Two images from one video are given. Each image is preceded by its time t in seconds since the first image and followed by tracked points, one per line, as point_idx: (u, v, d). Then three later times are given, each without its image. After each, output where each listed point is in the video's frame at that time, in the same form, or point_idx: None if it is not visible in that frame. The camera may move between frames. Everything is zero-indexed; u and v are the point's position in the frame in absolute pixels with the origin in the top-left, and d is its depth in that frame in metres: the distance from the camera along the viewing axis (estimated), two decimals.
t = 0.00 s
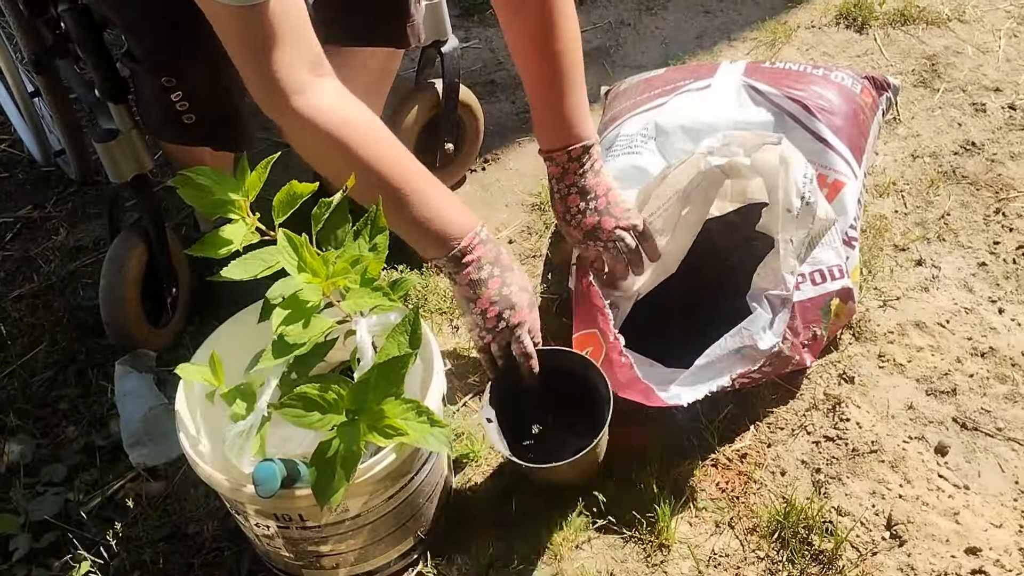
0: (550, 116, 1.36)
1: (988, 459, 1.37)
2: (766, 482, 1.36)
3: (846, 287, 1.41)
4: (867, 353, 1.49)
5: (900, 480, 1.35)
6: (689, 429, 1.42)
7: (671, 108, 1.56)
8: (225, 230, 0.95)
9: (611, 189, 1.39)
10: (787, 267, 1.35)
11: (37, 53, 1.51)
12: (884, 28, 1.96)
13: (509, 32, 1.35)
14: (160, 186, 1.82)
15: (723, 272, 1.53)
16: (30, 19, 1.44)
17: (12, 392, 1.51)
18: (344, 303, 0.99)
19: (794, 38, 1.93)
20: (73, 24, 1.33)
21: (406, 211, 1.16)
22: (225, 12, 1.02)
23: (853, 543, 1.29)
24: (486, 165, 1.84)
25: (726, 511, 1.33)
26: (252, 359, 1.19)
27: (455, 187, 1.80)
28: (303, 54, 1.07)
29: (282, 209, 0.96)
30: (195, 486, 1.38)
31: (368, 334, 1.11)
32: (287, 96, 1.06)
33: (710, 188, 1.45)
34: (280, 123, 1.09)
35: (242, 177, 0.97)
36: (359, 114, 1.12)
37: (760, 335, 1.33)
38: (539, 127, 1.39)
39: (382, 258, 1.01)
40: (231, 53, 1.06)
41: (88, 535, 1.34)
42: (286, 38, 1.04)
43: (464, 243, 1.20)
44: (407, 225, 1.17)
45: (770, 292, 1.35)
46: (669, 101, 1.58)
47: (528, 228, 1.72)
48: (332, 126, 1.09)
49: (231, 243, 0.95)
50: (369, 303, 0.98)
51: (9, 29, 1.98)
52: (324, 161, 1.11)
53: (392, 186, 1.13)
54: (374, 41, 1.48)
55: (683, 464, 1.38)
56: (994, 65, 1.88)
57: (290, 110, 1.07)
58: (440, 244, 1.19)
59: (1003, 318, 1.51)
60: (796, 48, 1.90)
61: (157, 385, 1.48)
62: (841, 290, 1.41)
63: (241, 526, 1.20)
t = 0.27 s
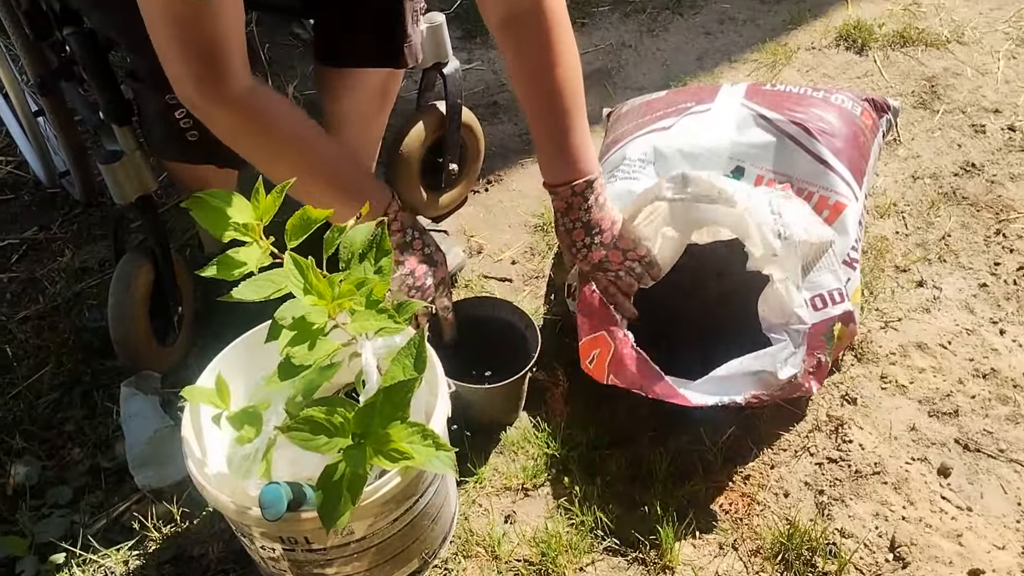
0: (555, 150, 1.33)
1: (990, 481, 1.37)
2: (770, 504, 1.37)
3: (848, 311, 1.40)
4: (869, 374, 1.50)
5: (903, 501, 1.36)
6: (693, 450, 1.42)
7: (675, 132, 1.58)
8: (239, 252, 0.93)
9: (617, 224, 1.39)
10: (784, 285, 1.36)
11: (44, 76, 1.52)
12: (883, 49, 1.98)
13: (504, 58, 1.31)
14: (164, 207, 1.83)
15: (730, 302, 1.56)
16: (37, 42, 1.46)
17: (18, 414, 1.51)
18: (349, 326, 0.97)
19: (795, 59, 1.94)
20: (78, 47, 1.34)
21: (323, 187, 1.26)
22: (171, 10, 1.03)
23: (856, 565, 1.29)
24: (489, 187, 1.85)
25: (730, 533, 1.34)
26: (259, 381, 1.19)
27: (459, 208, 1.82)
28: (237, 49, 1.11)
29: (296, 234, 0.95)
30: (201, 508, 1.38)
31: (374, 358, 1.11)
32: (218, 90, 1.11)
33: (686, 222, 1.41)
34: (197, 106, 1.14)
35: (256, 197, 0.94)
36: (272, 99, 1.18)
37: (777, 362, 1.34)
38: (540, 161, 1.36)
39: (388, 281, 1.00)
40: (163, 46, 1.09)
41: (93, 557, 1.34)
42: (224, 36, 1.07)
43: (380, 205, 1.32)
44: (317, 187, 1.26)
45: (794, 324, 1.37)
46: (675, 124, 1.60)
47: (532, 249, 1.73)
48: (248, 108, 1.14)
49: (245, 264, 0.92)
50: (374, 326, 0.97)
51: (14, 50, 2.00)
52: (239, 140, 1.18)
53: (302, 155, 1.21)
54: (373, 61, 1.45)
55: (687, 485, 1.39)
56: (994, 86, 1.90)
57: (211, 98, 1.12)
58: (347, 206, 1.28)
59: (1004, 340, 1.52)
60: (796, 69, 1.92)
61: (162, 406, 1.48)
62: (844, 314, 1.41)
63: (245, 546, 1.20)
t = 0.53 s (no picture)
0: (551, 178, 1.40)
1: (991, 520, 1.37)
2: (771, 543, 1.37)
3: (840, 352, 1.44)
4: (869, 413, 1.50)
5: (904, 540, 1.35)
6: (693, 488, 1.42)
7: (675, 169, 1.59)
8: (235, 297, 0.92)
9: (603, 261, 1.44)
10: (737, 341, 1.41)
11: (50, 118, 1.54)
12: (880, 88, 2.00)
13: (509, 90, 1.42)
14: (167, 245, 1.85)
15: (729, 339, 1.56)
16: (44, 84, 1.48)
17: (19, 452, 1.52)
18: (350, 366, 0.98)
19: (792, 98, 1.97)
20: (84, 90, 1.36)
21: (307, 232, 1.26)
22: (161, 53, 1.05)
23: None
24: (489, 225, 1.87)
25: (732, 573, 1.33)
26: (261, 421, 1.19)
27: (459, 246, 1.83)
28: (228, 90, 1.13)
29: (293, 278, 0.94)
30: (201, 547, 1.38)
31: (375, 398, 1.11)
32: (204, 128, 1.13)
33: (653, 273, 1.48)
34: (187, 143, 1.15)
35: (252, 243, 0.94)
36: (262, 141, 1.19)
37: (790, 383, 1.34)
38: (540, 188, 1.42)
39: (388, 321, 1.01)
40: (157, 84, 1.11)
41: None
42: (214, 80, 1.09)
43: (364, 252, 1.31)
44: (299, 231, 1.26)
45: (803, 350, 1.38)
46: (674, 161, 1.60)
47: (532, 286, 1.74)
48: (237, 149, 1.16)
49: (242, 311, 0.92)
50: (375, 365, 0.97)
51: (20, 90, 2.02)
52: (228, 179, 1.19)
53: (289, 197, 1.22)
54: (375, 104, 1.46)
55: (688, 523, 1.38)
56: (990, 125, 1.92)
57: (202, 138, 1.13)
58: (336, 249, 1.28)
59: (1004, 378, 1.53)
60: (794, 108, 1.94)
61: (163, 444, 1.48)
62: (835, 353, 1.44)
63: None
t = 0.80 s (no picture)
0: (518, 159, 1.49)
1: (993, 552, 1.37)
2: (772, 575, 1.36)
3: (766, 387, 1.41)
4: (870, 444, 1.51)
5: (905, 573, 1.35)
6: (693, 520, 1.42)
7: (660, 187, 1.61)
8: (242, 324, 0.93)
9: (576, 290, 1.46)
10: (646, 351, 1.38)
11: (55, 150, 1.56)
12: (877, 121, 2.02)
13: (499, 71, 1.51)
14: (170, 275, 1.86)
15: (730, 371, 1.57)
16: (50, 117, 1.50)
17: (20, 483, 1.52)
18: (352, 397, 0.98)
19: (790, 130, 1.99)
20: (90, 123, 1.36)
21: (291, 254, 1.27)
22: (141, 82, 1.06)
23: None
24: (490, 256, 1.88)
25: None
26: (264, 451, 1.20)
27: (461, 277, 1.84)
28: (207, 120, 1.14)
29: (298, 305, 0.95)
30: None
31: (377, 430, 1.12)
32: (183, 159, 1.14)
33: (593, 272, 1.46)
34: (163, 174, 1.16)
35: (258, 270, 0.94)
36: (241, 167, 1.21)
37: (687, 400, 1.35)
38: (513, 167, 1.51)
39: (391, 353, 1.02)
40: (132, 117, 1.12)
41: None
42: (193, 108, 1.10)
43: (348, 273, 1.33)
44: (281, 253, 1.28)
45: (711, 373, 1.37)
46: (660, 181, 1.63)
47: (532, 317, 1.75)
48: (217, 177, 1.18)
49: (247, 337, 0.92)
50: (377, 398, 0.97)
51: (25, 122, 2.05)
52: (209, 207, 1.21)
53: (270, 223, 1.24)
54: (378, 137, 1.49)
55: (688, 555, 1.38)
56: (987, 157, 1.94)
57: (180, 169, 1.15)
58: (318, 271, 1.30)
59: (1004, 409, 1.53)
60: (792, 140, 1.96)
61: (163, 474, 1.48)
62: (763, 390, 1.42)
63: None
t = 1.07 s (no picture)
0: (513, 149, 1.41)
1: (996, 564, 1.36)
2: None
3: (727, 400, 1.44)
4: (872, 455, 1.50)
5: None
6: (695, 530, 1.42)
7: (659, 196, 1.63)
8: (243, 333, 0.93)
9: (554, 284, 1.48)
10: (606, 348, 1.39)
11: (62, 156, 1.57)
12: (881, 134, 2.03)
13: (486, 73, 1.43)
14: (175, 282, 1.87)
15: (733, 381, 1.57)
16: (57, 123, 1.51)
17: (22, 488, 1.52)
18: (355, 405, 0.98)
19: (794, 142, 2.00)
20: (97, 129, 1.36)
21: (291, 245, 1.22)
22: (129, 80, 1.07)
23: None
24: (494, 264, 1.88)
25: None
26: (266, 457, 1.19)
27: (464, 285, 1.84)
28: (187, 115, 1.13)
29: (300, 314, 0.95)
30: None
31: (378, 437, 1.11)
32: (166, 156, 1.13)
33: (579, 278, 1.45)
34: (151, 176, 1.15)
35: (260, 279, 0.94)
36: (229, 160, 1.19)
37: (602, 421, 1.38)
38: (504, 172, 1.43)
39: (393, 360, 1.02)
40: (120, 120, 1.12)
41: None
42: (182, 107, 1.11)
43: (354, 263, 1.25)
44: (281, 246, 1.23)
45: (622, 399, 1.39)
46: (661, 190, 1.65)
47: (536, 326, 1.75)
48: (203, 173, 1.15)
49: (249, 346, 0.93)
50: (379, 405, 0.97)
51: (32, 129, 2.06)
52: (197, 207, 1.18)
53: (263, 218, 1.20)
54: (382, 141, 1.51)
55: (690, 565, 1.38)
56: (990, 170, 1.94)
57: (165, 168, 1.13)
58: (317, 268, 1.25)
59: (1006, 422, 1.53)
60: (796, 153, 1.97)
61: (166, 481, 1.48)
62: (723, 404, 1.45)
63: None
